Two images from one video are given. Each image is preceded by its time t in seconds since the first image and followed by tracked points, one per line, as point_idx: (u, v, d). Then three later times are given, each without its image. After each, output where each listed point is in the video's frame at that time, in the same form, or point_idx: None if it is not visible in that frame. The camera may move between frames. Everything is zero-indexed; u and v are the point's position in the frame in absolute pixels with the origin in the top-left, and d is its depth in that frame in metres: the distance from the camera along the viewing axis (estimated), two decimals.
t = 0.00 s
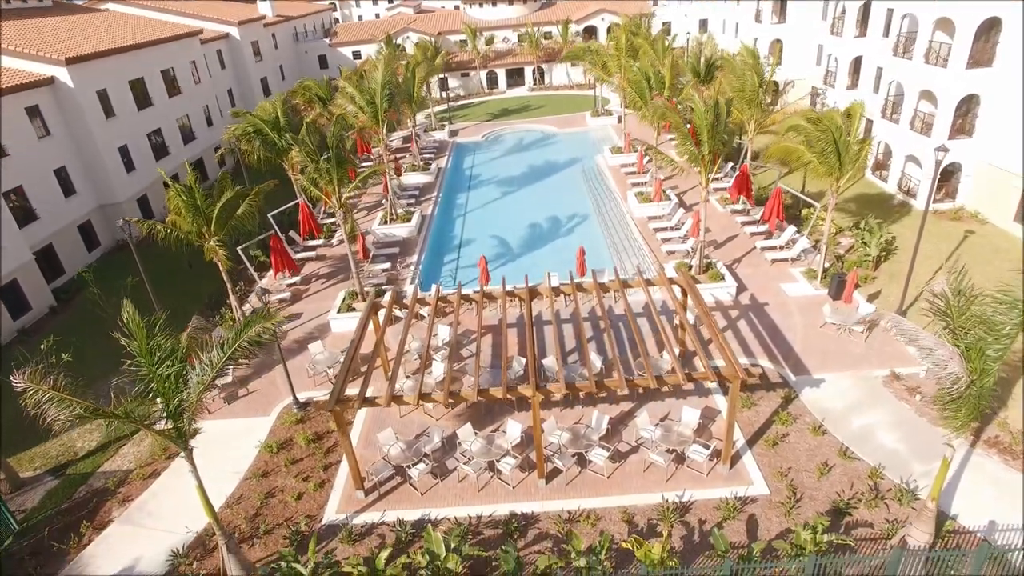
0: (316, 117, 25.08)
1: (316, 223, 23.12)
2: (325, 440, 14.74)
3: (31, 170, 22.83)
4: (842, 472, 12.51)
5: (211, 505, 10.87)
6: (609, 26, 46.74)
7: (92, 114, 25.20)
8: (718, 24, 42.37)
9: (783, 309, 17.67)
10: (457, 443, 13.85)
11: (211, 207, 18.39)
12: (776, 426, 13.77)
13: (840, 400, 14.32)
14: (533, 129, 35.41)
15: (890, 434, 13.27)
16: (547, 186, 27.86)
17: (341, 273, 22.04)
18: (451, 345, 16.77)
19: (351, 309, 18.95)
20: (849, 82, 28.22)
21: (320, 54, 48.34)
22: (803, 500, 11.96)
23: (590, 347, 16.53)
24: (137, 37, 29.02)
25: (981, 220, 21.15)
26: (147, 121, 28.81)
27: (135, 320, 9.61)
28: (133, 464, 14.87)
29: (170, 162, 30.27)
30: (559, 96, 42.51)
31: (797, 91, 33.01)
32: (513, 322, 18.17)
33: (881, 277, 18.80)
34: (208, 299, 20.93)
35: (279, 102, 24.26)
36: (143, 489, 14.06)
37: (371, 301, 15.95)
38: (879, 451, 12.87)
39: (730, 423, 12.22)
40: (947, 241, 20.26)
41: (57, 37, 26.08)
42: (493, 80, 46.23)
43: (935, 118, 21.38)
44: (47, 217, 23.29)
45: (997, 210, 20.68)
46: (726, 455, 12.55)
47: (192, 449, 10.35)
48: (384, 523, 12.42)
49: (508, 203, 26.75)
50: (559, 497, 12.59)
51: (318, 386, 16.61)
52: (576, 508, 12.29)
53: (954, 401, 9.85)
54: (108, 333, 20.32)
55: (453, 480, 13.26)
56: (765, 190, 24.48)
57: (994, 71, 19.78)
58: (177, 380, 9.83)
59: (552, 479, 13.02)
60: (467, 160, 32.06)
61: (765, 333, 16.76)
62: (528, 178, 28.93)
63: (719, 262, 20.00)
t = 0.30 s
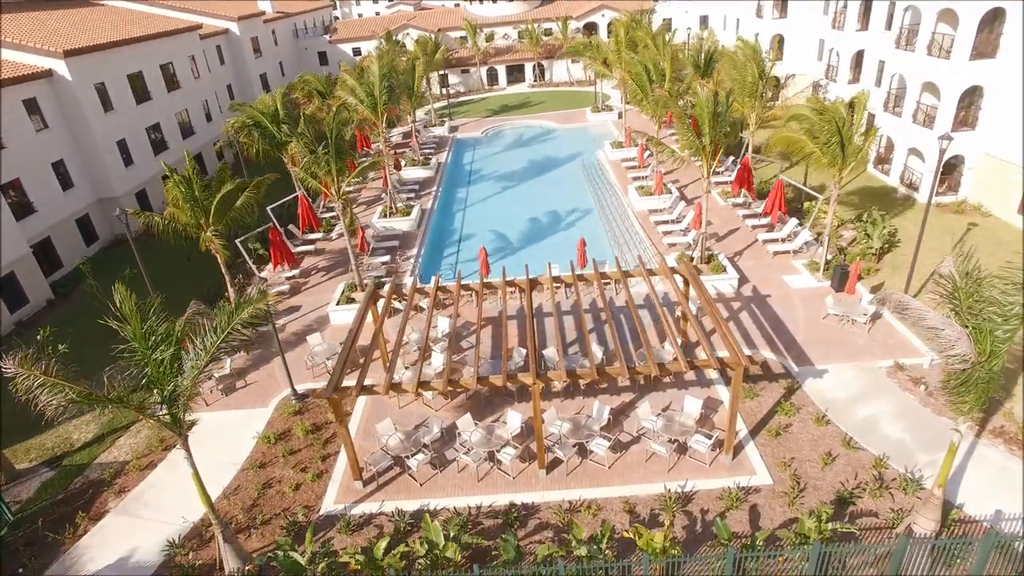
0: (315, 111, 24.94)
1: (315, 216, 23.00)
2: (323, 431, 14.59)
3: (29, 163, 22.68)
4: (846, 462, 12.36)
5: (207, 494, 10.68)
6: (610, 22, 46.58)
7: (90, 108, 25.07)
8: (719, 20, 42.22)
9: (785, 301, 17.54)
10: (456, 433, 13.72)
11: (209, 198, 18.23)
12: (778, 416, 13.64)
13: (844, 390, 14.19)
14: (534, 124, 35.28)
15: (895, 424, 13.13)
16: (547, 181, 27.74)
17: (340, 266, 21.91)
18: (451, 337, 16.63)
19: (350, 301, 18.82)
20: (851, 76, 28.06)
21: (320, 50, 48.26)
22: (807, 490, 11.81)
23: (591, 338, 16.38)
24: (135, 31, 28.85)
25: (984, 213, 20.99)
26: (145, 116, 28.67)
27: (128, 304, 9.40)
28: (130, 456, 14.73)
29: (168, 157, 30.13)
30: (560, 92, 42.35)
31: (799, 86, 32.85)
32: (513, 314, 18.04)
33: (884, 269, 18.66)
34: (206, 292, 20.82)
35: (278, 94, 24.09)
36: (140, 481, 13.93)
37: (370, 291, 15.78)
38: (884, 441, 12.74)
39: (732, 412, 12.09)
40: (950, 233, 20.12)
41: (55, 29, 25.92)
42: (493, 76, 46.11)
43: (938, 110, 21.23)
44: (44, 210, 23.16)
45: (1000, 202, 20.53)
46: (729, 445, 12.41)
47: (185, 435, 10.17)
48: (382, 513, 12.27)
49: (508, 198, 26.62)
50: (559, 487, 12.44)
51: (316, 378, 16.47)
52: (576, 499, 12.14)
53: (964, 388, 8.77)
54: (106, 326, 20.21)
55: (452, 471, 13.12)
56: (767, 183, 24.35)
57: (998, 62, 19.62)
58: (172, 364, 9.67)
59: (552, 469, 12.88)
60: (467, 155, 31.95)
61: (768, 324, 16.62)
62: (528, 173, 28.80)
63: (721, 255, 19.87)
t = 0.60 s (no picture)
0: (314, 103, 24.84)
1: (314, 209, 22.87)
2: (322, 421, 14.46)
3: (27, 155, 22.58)
4: (850, 451, 12.22)
5: (203, 481, 10.53)
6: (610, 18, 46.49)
7: (88, 100, 24.95)
8: (720, 16, 42.11)
9: (788, 292, 17.41)
10: (456, 423, 13.58)
11: (207, 188, 18.09)
12: (782, 405, 13.51)
13: (848, 380, 14.05)
14: (534, 119, 35.16)
15: (899, 413, 12.99)
16: (547, 175, 27.61)
17: (339, 258, 21.79)
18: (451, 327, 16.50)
19: (349, 293, 18.70)
20: (852, 69, 27.95)
21: (320, 47, 48.20)
22: (811, 478, 11.68)
23: (592, 329, 16.25)
24: (134, 24, 28.74)
25: (987, 205, 20.84)
26: (144, 109, 28.56)
27: (121, 286, 9.27)
28: (127, 446, 14.60)
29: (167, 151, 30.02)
30: (560, 88, 42.25)
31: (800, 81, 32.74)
32: (513, 306, 17.92)
33: (887, 261, 18.53)
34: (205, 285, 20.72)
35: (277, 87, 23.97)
36: (137, 470, 13.80)
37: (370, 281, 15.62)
38: (889, 430, 12.60)
39: (735, 400, 11.95)
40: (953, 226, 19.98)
41: (53, 22, 25.81)
42: (493, 73, 46.03)
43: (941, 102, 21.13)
44: (42, 203, 23.03)
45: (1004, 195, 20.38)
46: (732, 433, 12.28)
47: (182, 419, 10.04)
48: (381, 502, 12.12)
49: (508, 191, 26.50)
50: (560, 476, 12.30)
51: (315, 369, 16.35)
52: (577, 488, 12.01)
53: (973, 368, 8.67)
54: (103, 318, 20.09)
55: (452, 460, 12.98)
56: (768, 177, 24.23)
57: (1002, 52, 19.51)
58: (167, 347, 9.53)
59: (553, 459, 12.74)
60: (467, 150, 31.83)
61: (770, 315, 16.50)
62: (528, 167, 28.69)
63: (723, 247, 19.75)
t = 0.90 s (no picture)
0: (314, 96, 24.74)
1: (313, 202, 22.78)
2: (320, 411, 14.34)
3: (25, 148, 22.43)
4: (854, 439, 12.10)
5: (199, 468, 10.43)
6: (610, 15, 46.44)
7: (87, 93, 24.83)
8: (720, 11, 42.05)
9: (790, 283, 17.30)
10: (455, 412, 13.47)
11: (206, 179, 17.97)
12: (784, 394, 13.39)
13: (851, 369, 13.95)
14: (534, 115, 35.07)
15: (903, 402, 12.87)
16: (547, 169, 27.51)
17: (339, 251, 21.70)
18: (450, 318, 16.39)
19: (348, 284, 18.59)
20: (854, 63, 27.86)
21: (320, 43, 48.15)
22: (814, 466, 11.56)
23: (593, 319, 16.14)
24: (133, 17, 28.63)
25: (990, 197, 20.73)
26: (143, 103, 28.47)
27: (116, 268, 9.16)
28: (123, 436, 14.47)
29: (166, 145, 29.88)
30: (560, 84, 42.18)
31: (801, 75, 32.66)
32: (513, 297, 17.82)
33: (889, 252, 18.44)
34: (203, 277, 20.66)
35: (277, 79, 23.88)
36: (133, 460, 13.68)
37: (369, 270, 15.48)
38: (892, 419, 12.47)
39: (738, 388, 11.82)
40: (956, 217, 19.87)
41: (51, 14, 25.68)
42: (493, 69, 45.96)
43: (943, 93, 21.03)
44: (41, 196, 22.93)
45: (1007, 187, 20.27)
46: (734, 421, 12.16)
47: (178, 403, 9.88)
48: (380, 491, 12.00)
49: (508, 185, 26.41)
50: (560, 465, 12.18)
51: (314, 359, 16.24)
52: (578, 476, 11.88)
53: (980, 351, 8.36)
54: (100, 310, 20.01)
55: (452, 449, 12.86)
56: (769, 170, 24.13)
57: (1005, 44, 19.42)
58: (163, 330, 9.42)
59: (553, 447, 12.62)
60: (467, 145, 31.75)
61: (772, 306, 16.40)
62: (529, 161, 28.61)
63: (724, 238, 19.65)
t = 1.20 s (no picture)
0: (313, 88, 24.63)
1: (312, 193, 22.67)
2: (318, 398, 14.22)
3: (22, 139, 22.28)
4: (857, 425, 11.96)
5: (195, 451, 10.30)
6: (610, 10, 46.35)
7: (85, 85, 24.71)
8: (721, 6, 41.94)
9: (792, 273, 17.19)
10: (454, 400, 13.36)
11: (204, 168, 17.84)
12: (787, 381, 13.27)
13: (853, 356, 13.82)
14: (535, 109, 34.98)
15: (906, 388, 12.73)
16: (547, 162, 27.38)
17: (338, 242, 21.59)
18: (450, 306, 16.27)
19: (347, 273, 18.48)
20: (855, 55, 27.75)
21: (319, 39, 48.07)
22: (817, 451, 11.42)
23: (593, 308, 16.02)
24: (131, 10, 28.52)
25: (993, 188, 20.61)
26: (142, 96, 28.36)
27: (108, 246, 9.04)
28: (119, 424, 14.34)
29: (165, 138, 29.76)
30: (561, 80, 42.10)
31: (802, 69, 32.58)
32: (513, 286, 17.70)
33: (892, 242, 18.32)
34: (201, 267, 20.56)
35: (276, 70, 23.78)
36: (129, 447, 13.55)
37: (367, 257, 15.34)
38: (896, 405, 12.34)
39: (740, 373, 11.69)
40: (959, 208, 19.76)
41: (49, 6, 25.56)
42: (494, 65, 45.88)
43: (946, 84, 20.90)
44: (38, 187, 22.80)
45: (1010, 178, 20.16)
46: (736, 407, 12.02)
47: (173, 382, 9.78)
48: (378, 477, 11.86)
49: (508, 177, 26.29)
50: (560, 451, 12.04)
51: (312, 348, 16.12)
52: (578, 462, 11.74)
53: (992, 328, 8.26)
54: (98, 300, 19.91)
55: (450, 436, 12.73)
56: (771, 162, 24.03)
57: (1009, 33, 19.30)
58: (158, 309, 9.31)
59: (553, 434, 12.49)
60: (467, 138, 31.63)
61: (774, 294, 16.29)
62: (529, 154, 28.49)
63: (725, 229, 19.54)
